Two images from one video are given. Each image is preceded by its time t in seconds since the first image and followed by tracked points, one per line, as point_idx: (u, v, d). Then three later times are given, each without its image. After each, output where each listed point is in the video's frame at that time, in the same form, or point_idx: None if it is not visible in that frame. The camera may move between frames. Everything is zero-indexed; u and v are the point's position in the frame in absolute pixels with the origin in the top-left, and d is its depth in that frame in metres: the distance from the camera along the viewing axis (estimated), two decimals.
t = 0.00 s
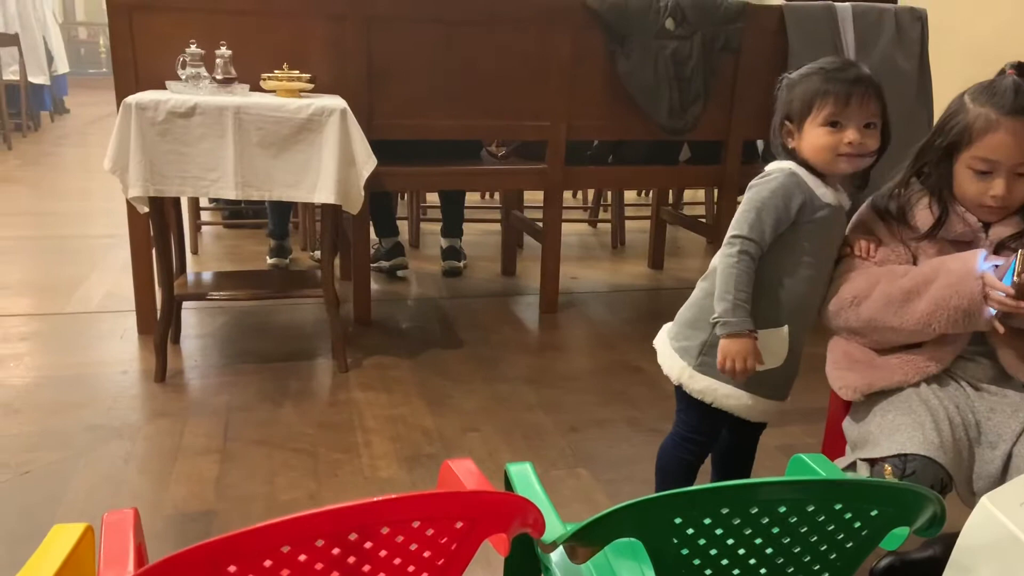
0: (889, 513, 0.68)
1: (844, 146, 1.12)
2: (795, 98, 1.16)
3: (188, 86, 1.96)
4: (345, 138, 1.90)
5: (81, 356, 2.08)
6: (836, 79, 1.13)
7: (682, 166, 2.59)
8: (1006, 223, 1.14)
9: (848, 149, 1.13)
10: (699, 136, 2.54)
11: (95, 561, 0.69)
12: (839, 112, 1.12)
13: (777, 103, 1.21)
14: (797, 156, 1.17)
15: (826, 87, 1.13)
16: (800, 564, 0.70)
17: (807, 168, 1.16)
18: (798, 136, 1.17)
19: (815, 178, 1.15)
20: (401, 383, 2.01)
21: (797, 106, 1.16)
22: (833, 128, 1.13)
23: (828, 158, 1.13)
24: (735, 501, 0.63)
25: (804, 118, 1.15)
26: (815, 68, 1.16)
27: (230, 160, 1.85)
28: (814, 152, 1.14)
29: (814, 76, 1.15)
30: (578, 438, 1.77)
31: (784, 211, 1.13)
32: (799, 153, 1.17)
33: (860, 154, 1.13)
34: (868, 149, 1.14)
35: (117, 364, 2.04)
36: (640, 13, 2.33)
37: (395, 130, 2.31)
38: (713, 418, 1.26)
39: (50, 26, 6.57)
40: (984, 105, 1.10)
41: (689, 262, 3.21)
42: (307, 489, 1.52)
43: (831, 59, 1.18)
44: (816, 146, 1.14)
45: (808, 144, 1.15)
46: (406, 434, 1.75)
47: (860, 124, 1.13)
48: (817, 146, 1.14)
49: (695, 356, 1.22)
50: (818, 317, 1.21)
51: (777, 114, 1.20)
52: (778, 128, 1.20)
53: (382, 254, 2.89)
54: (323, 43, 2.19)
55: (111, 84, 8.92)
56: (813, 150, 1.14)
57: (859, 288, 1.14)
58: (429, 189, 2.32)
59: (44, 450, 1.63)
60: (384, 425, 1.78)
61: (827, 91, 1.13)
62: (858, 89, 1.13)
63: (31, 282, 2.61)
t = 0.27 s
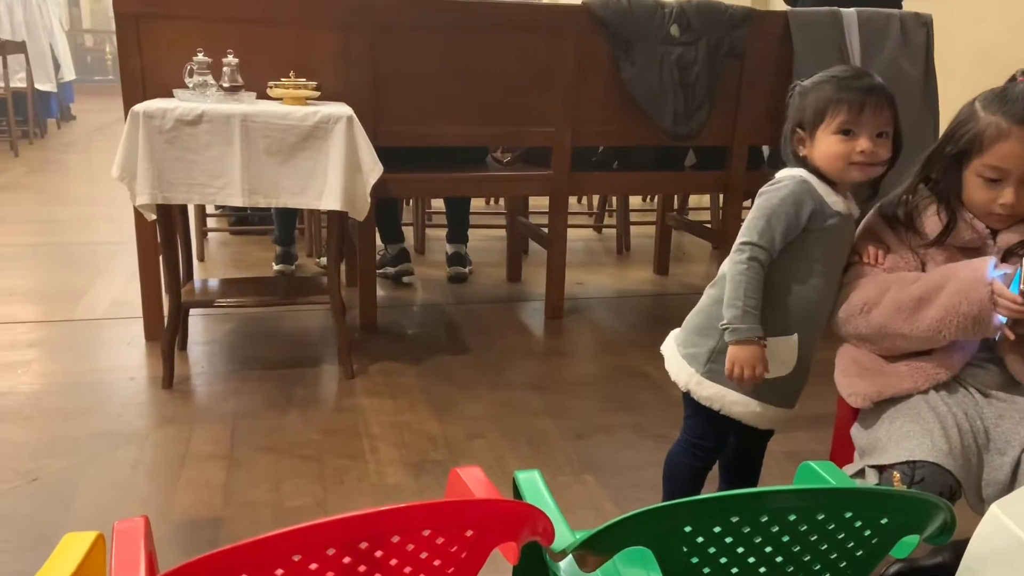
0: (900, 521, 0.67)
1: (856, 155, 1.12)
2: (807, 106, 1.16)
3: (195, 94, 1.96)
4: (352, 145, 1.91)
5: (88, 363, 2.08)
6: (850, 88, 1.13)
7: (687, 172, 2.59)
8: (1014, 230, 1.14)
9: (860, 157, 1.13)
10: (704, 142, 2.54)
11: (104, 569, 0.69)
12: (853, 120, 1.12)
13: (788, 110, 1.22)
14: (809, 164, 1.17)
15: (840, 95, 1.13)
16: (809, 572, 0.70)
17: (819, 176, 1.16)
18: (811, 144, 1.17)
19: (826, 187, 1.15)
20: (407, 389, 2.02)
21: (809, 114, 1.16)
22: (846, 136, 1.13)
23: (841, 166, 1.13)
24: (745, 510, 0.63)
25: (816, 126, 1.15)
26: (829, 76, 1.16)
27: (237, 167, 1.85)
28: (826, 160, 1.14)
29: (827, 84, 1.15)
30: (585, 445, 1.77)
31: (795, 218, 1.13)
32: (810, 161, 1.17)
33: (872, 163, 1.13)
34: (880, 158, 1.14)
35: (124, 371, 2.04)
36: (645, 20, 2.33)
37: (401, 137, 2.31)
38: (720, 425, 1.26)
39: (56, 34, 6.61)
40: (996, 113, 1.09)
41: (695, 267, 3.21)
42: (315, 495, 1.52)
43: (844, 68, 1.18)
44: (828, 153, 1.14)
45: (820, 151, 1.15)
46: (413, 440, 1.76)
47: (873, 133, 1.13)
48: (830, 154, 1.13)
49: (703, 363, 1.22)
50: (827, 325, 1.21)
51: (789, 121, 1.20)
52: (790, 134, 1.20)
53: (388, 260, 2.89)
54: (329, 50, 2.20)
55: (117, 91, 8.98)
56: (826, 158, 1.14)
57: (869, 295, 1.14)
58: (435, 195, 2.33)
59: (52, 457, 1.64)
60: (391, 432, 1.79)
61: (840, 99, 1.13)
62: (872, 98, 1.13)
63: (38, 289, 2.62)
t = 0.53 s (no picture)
0: (907, 527, 0.67)
1: (867, 162, 1.12)
2: (819, 112, 1.16)
3: (203, 98, 1.97)
4: (359, 150, 1.92)
5: (95, 366, 2.09)
6: (863, 95, 1.13)
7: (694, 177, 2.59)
8: None
9: (871, 165, 1.12)
10: (710, 146, 2.54)
11: (113, 570, 0.69)
12: (865, 128, 1.12)
13: (800, 116, 1.22)
14: (819, 171, 1.17)
15: (853, 102, 1.13)
16: None
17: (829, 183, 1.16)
18: (822, 150, 1.17)
19: (836, 195, 1.15)
20: (413, 393, 2.02)
21: (821, 120, 1.16)
22: (858, 143, 1.13)
23: (851, 173, 1.13)
24: (752, 514, 0.63)
25: (828, 133, 1.15)
26: (841, 83, 1.16)
27: (245, 171, 1.86)
28: (837, 167, 1.14)
29: (840, 90, 1.15)
30: (591, 449, 1.77)
31: (804, 224, 1.13)
32: (821, 167, 1.17)
33: (883, 171, 1.13)
34: (891, 166, 1.14)
35: (131, 374, 2.05)
36: (651, 25, 2.34)
37: (408, 141, 2.32)
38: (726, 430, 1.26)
39: (65, 39, 6.64)
40: (1005, 119, 1.09)
41: (701, 272, 3.21)
42: (321, 498, 1.53)
43: (856, 75, 1.18)
44: (839, 160, 1.14)
45: (831, 158, 1.15)
46: (419, 444, 1.76)
47: (885, 141, 1.13)
48: (841, 161, 1.13)
49: (710, 368, 1.22)
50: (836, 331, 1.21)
51: (800, 127, 1.20)
52: (800, 141, 1.20)
53: (394, 265, 2.90)
54: (336, 55, 2.20)
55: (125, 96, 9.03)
56: (837, 165, 1.14)
57: (877, 302, 1.13)
58: (441, 200, 2.33)
59: (59, 460, 1.65)
60: (397, 436, 1.79)
61: (853, 107, 1.13)
62: (884, 106, 1.13)
63: (47, 292, 2.63)
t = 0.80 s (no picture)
0: (918, 528, 0.67)
1: (878, 166, 1.12)
2: (829, 115, 1.16)
3: (215, 99, 1.98)
4: (370, 151, 1.92)
5: (106, 365, 2.10)
6: (873, 98, 1.13)
7: (703, 179, 2.59)
8: None
9: (882, 168, 1.12)
10: (719, 149, 2.54)
11: (125, 566, 0.70)
12: (875, 131, 1.12)
13: (809, 119, 1.21)
14: (829, 174, 1.17)
15: (863, 105, 1.13)
16: None
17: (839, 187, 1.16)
18: (832, 154, 1.17)
19: (846, 198, 1.15)
20: (421, 394, 2.02)
21: (830, 123, 1.16)
22: (868, 147, 1.12)
23: (862, 177, 1.13)
24: (762, 515, 0.63)
25: (838, 136, 1.15)
26: (851, 86, 1.16)
27: (256, 172, 1.87)
28: (848, 170, 1.14)
29: (850, 93, 1.15)
30: (599, 451, 1.77)
31: (813, 227, 1.13)
32: (830, 170, 1.17)
33: (894, 174, 1.13)
34: (902, 169, 1.14)
35: (141, 373, 2.06)
36: (661, 28, 2.34)
37: (418, 143, 2.33)
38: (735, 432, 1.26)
39: (77, 40, 6.69)
40: (1018, 124, 1.08)
41: (709, 275, 3.21)
42: (329, 498, 1.53)
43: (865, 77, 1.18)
44: (849, 164, 1.13)
45: (841, 162, 1.15)
46: (427, 445, 1.76)
47: (895, 144, 1.13)
48: (851, 164, 1.13)
49: (718, 370, 1.22)
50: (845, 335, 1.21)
51: (809, 130, 1.20)
52: (809, 144, 1.19)
53: (403, 266, 2.91)
54: (347, 56, 2.21)
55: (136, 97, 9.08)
56: (847, 168, 1.14)
57: (887, 305, 1.13)
58: (450, 202, 2.34)
59: (70, 458, 1.66)
60: (405, 436, 1.79)
61: (863, 110, 1.13)
62: (894, 109, 1.13)
63: (58, 291, 2.65)
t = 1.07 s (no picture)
0: (925, 530, 0.67)
1: (885, 169, 1.12)
2: (835, 118, 1.16)
3: (226, 99, 1.99)
4: (379, 151, 1.93)
5: (116, 363, 2.11)
6: (879, 101, 1.13)
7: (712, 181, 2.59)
8: None
9: (889, 171, 1.12)
10: (729, 151, 2.53)
11: (134, 561, 0.70)
12: (882, 134, 1.12)
13: (814, 122, 1.21)
14: (836, 177, 1.17)
15: (869, 109, 1.13)
16: None
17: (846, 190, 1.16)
18: (838, 157, 1.16)
19: (854, 200, 1.15)
20: (429, 394, 2.03)
21: (837, 126, 1.16)
22: (875, 150, 1.12)
23: (869, 180, 1.13)
24: (768, 516, 0.63)
25: (845, 140, 1.15)
26: (857, 89, 1.16)
27: (266, 171, 1.88)
28: (855, 173, 1.14)
29: (856, 96, 1.15)
30: (606, 452, 1.77)
31: (821, 228, 1.13)
32: (838, 173, 1.17)
33: (901, 177, 1.13)
34: (909, 172, 1.13)
35: (151, 371, 2.07)
36: (672, 29, 2.34)
37: (427, 143, 2.33)
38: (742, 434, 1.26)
39: (90, 40, 6.73)
40: (1019, 127, 1.09)
41: (718, 277, 3.20)
42: (337, 497, 1.54)
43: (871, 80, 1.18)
44: (856, 167, 1.13)
45: (848, 165, 1.14)
46: (435, 445, 1.76)
47: (902, 147, 1.13)
48: (859, 167, 1.13)
49: (723, 371, 1.22)
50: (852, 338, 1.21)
51: (815, 133, 1.20)
52: (815, 147, 1.19)
53: (411, 266, 2.91)
54: (357, 57, 2.22)
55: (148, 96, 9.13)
56: (854, 171, 1.14)
57: (897, 308, 1.13)
58: (459, 202, 2.34)
59: (80, 454, 1.67)
60: (413, 436, 1.80)
61: (870, 113, 1.13)
62: (901, 112, 1.13)
63: (69, 289, 2.66)
